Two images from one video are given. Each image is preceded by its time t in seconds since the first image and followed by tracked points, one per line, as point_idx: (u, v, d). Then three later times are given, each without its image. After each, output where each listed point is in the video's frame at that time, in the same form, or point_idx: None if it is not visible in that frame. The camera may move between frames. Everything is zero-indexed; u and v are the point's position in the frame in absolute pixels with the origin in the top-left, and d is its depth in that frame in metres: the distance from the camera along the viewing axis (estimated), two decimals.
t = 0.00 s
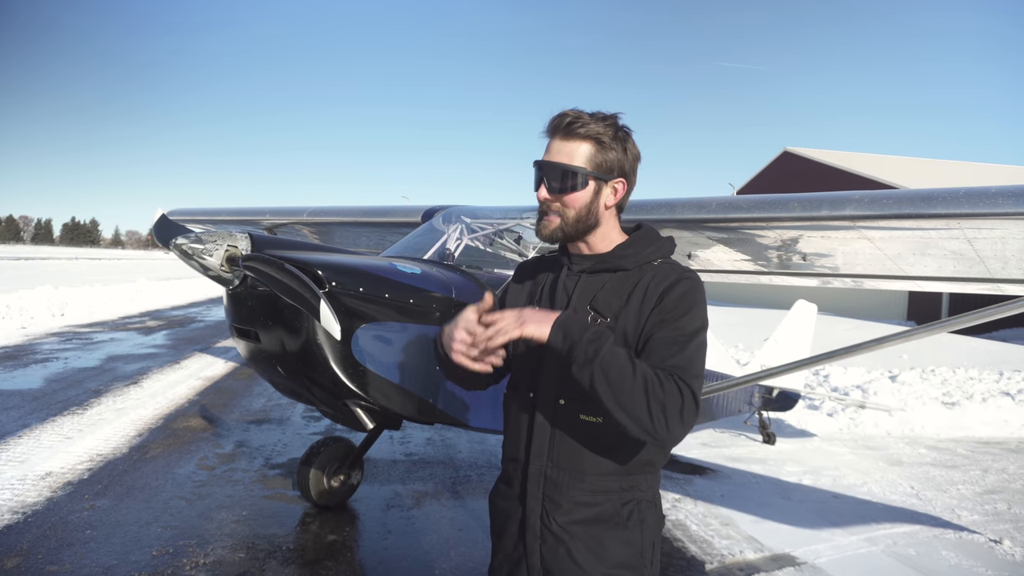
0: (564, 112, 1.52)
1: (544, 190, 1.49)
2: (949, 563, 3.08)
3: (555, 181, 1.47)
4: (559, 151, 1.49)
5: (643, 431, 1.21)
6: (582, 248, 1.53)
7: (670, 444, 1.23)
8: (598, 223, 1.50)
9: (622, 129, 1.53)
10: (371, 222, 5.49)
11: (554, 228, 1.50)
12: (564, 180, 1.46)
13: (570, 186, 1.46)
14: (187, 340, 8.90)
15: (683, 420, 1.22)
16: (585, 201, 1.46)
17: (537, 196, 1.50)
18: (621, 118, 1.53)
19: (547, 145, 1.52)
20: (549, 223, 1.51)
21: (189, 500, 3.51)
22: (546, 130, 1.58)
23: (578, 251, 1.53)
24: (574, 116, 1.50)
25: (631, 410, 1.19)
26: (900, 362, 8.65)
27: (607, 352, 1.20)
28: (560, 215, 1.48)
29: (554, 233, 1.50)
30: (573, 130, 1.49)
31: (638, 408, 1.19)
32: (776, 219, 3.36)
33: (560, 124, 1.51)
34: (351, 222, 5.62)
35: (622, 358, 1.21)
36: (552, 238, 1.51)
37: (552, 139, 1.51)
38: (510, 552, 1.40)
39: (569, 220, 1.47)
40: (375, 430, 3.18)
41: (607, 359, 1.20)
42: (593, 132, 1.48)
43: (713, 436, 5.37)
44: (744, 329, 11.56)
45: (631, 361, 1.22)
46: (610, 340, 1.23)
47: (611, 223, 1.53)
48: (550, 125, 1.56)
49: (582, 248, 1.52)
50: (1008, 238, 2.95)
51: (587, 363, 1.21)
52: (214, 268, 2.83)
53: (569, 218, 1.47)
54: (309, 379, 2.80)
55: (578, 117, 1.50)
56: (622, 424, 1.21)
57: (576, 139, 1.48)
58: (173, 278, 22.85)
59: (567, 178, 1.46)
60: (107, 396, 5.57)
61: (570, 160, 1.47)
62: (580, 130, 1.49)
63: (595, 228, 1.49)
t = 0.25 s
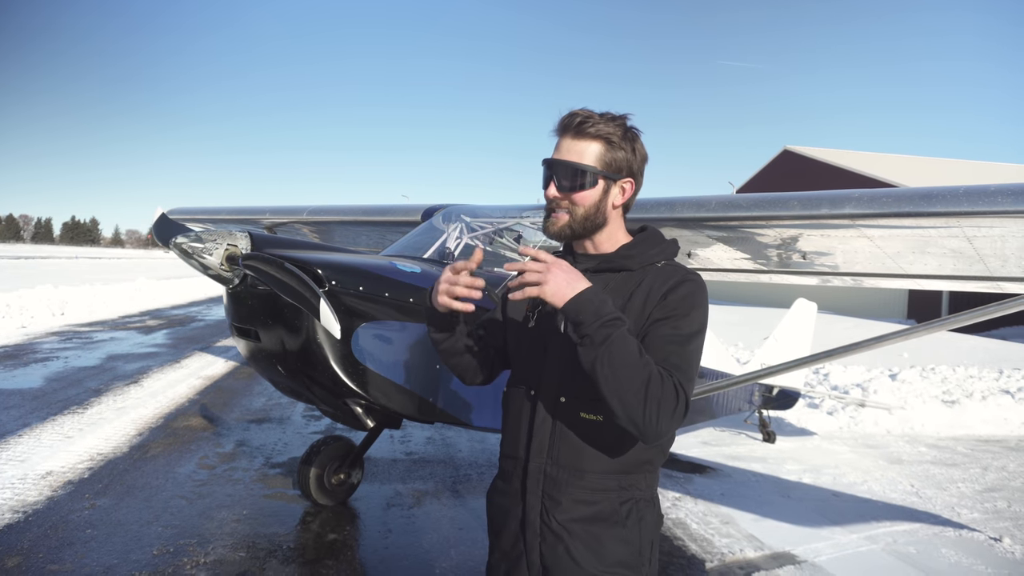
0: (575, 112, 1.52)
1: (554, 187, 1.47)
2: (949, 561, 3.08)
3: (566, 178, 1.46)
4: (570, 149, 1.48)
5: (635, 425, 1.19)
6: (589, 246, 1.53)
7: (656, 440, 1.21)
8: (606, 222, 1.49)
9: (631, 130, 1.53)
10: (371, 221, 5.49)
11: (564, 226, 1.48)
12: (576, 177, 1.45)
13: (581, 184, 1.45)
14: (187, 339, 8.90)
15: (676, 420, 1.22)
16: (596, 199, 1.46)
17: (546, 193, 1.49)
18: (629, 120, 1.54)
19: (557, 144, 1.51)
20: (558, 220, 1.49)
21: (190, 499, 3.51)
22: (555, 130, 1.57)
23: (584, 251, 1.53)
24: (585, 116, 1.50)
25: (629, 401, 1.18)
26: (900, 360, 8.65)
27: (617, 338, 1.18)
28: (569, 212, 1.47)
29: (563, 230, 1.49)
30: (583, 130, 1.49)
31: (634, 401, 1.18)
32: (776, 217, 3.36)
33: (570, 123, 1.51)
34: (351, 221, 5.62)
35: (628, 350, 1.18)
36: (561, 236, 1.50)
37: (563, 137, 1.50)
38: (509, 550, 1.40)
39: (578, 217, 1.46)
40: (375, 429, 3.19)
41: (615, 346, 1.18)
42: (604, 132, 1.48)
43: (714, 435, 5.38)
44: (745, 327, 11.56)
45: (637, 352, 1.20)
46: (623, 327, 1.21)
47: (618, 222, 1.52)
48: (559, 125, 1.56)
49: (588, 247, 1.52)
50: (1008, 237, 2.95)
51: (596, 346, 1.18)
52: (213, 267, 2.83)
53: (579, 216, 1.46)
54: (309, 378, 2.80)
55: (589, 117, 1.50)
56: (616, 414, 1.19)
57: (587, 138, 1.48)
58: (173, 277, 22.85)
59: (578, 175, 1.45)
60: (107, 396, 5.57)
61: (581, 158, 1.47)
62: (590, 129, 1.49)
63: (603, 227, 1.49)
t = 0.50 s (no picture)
0: (585, 112, 1.52)
1: (562, 187, 1.47)
2: (950, 562, 3.08)
3: (574, 178, 1.46)
4: (578, 150, 1.48)
5: (635, 425, 1.19)
6: (594, 247, 1.53)
7: (656, 439, 1.21)
8: (612, 224, 1.50)
9: (639, 133, 1.53)
10: (372, 222, 5.50)
11: (570, 226, 1.49)
12: (584, 178, 1.45)
13: (589, 185, 1.45)
14: (188, 340, 8.91)
15: (676, 421, 1.22)
16: (602, 201, 1.46)
17: (553, 194, 1.49)
18: (637, 122, 1.54)
19: (565, 144, 1.51)
20: (564, 221, 1.49)
21: (191, 499, 3.51)
22: (563, 130, 1.57)
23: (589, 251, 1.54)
24: (594, 117, 1.50)
25: (628, 402, 1.18)
26: (901, 362, 8.63)
27: (616, 341, 1.18)
28: (576, 213, 1.47)
29: (569, 231, 1.49)
30: (592, 131, 1.49)
31: (633, 401, 1.18)
32: (777, 218, 3.36)
33: (579, 124, 1.51)
34: (352, 222, 5.62)
35: (627, 350, 1.18)
36: (567, 236, 1.50)
37: (572, 138, 1.50)
38: (509, 548, 1.40)
39: (585, 218, 1.46)
40: (376, 430, 3.19)
41: (614, 347, 1.18)
42: (612, 134, 1.48)
43: (715, 436, 5.38)
44: (746, 329, 11.56)
45: (637, 352, 1.20)
46: (622, 329, 1.21)
47: (622, 224, 1.53)
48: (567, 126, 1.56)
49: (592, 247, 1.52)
50: (1009, 238, 2.95)
51: (595, 347, 1.18)
52: (215, 268, 2.83)
53: (585, 217, 1.46)
54: (310, 379, 2.80)
55: (599, 118, 1.50)
56: (615, 414, 1.19)
57: (596, 139, 1.48)
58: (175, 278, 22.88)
59: (586, 176, 1.45)
60: (109, 396, 5.58)
61: (590, 159, 1.47)
62: (599, 131, 1.49)
63: (609, 228, 1.49)
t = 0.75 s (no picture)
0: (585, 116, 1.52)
1: (563, 190, 1.47)
2: (951, 567, 3.07)
3: (576, 182, 1.46)
4: (579, 153, 1.48)
5: (637, 426, 1.19)
6: (594, 250, 1.53)
7: (658, 440, 1.21)
8: (612, 227, 1.50)
9: (638, 136, 1.53)
10: (373, 225, 5.51)
11: (571, 230, 1.49)
12: (586, 182, 1.45)
13: (590, 188, 1.46)
14: (189, 343, 8.91)
15: (677, 421, 1.22)
16: (603, 204, 1.46)
17: (555, 197, 1.49)
18: (636, 126, 1.54)
19: (566, 148, 1.51)
20: (565, 225, 1.49)
21: (191, 502, 3.51)
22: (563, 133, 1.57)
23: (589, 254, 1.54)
24: (595, 120, 1.50)
25: (629, 403, 1.18)
26: (902, 366, 8.63)
27: (616, 343, 1.19)
28: (577, 217, 1.47)
29: (570, 235, 1.49)
30: (593, 135, 1.49)
31: (635, 402, 1.18)
32: (778, 222, 3.36)
33: (580, 128, 1.51)
34: (353, 225, 5.63)
35: (628, 352, 1.19)
36: (568, 240, 1.50)
37: (572, 141, 1.51)
38: (511, 552, 1.40)
39: (586, 222, 1.47)
40: (376, 433, 3.18)
41: (614, 349, 1.18)
42: (613, 137, 1.48)
43: (715, 440, 5.37)
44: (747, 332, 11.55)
45: (637, 354, 1.21)
46: (622, 331, 1.21)
47: (622, 227, 1.53)
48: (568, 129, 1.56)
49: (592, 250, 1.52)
50: (1009, 242, 2.95)
51: (596, 350, 1.18)
52: (215, 271, 2.84)
53: (586, 221, 1.47)
54: (310, 382, 2.80)
55: (599, 122, 1.50)
56: (618, 416, 1.19)
57: (597, 142, 1.48)
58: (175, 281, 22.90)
59: (587, 180, 1.46)
60: (109, 399, 5.58)
61: (590, 163, 1.47)
62: (599, 135, 1.49)
63: (609, 231, 1.49)
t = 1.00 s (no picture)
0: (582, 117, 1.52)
1: (561, 192, 1.48)
2: (952, 568, 3.07)
3: (574, 183, 1.46)
4: (577, 154, 1.49)
5: (639, 425, 1.20)
6: (594, 251, 1.53)
7: (658, 439, 1.21)
8: (611, 227, 1.50)
9: (635, 136, 1.54)
10: (373, 226, 5.51)
11: (570, 231, 1.49)
12: (584, 183, 1.46)
13: (588, 189, 1.46)
14: (190, 344, 8.92)
15: (675, 421, 1.21)
16: (602, 204, 1.46)
17: (553, 198, 1.49)
18: (633, 126, 1.55)
19: (563, 149, 1.52)
20: (564, 226, 1.49)
21: (192, 504, 3.51)
22: (561, 134, 1.58)
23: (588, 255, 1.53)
24: (591, 121, 1.50)
25: (627, 403, 1.18)
26: (903, 367, 8.62)
27: (611, 345, 1.18)
28: (576, 218, 1.47)
29: (570, 236, 1.49)
30: (590, 135, 1.49)
31: (634, 401, 1.18)
32: (779, 223, 3.36)
33: (577, 129, 1.52)
34: (353, 226, 5.63)
35: (623, 352, 1.19)
36: (568, 241, 1.50)
37: (569, 142, 1.51)
38: (515, 554, 1.40)
39: (585, 222, 1.47)
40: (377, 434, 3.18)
41: (609, 351, 1.18)
42: (610, 138, 1.49)
43: (716, 441, 5.37)
44: (748, 333, 11.54)
45: (632, 354, 1.21)
46: (617, 332, 1.20)
47: (621, 227, 1.53)
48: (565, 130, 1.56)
49: (592, 251, 1.52)
50: (1010, 243, 2.95)
51: (590, 354, 1.19)
52: (217, 272, 2.85)
53: (585, 222, 1.47)
54: (311, 383, 2.80)
55: (596, 122, 1.50)
56: (617, 416, 1.19)
57: (594, 143, 1.48)
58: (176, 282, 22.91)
59: (585, 181, 1.46)
60: (110, 401, 5.58)
61: (588, 163, 1.47)
62: (597, 135, 1.49)
63: (608, 232, 1.50)
